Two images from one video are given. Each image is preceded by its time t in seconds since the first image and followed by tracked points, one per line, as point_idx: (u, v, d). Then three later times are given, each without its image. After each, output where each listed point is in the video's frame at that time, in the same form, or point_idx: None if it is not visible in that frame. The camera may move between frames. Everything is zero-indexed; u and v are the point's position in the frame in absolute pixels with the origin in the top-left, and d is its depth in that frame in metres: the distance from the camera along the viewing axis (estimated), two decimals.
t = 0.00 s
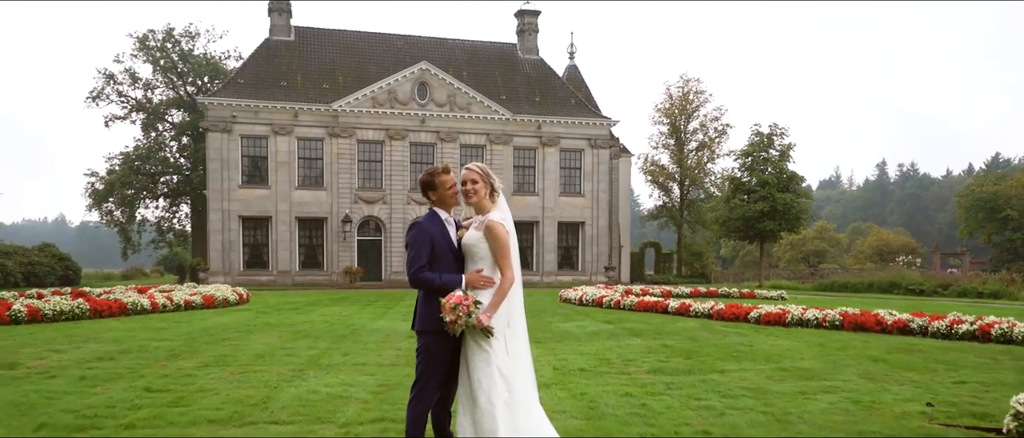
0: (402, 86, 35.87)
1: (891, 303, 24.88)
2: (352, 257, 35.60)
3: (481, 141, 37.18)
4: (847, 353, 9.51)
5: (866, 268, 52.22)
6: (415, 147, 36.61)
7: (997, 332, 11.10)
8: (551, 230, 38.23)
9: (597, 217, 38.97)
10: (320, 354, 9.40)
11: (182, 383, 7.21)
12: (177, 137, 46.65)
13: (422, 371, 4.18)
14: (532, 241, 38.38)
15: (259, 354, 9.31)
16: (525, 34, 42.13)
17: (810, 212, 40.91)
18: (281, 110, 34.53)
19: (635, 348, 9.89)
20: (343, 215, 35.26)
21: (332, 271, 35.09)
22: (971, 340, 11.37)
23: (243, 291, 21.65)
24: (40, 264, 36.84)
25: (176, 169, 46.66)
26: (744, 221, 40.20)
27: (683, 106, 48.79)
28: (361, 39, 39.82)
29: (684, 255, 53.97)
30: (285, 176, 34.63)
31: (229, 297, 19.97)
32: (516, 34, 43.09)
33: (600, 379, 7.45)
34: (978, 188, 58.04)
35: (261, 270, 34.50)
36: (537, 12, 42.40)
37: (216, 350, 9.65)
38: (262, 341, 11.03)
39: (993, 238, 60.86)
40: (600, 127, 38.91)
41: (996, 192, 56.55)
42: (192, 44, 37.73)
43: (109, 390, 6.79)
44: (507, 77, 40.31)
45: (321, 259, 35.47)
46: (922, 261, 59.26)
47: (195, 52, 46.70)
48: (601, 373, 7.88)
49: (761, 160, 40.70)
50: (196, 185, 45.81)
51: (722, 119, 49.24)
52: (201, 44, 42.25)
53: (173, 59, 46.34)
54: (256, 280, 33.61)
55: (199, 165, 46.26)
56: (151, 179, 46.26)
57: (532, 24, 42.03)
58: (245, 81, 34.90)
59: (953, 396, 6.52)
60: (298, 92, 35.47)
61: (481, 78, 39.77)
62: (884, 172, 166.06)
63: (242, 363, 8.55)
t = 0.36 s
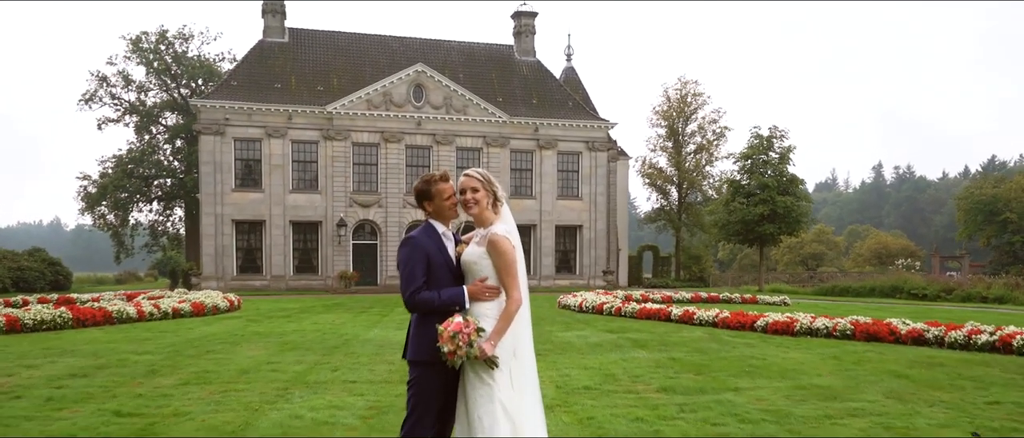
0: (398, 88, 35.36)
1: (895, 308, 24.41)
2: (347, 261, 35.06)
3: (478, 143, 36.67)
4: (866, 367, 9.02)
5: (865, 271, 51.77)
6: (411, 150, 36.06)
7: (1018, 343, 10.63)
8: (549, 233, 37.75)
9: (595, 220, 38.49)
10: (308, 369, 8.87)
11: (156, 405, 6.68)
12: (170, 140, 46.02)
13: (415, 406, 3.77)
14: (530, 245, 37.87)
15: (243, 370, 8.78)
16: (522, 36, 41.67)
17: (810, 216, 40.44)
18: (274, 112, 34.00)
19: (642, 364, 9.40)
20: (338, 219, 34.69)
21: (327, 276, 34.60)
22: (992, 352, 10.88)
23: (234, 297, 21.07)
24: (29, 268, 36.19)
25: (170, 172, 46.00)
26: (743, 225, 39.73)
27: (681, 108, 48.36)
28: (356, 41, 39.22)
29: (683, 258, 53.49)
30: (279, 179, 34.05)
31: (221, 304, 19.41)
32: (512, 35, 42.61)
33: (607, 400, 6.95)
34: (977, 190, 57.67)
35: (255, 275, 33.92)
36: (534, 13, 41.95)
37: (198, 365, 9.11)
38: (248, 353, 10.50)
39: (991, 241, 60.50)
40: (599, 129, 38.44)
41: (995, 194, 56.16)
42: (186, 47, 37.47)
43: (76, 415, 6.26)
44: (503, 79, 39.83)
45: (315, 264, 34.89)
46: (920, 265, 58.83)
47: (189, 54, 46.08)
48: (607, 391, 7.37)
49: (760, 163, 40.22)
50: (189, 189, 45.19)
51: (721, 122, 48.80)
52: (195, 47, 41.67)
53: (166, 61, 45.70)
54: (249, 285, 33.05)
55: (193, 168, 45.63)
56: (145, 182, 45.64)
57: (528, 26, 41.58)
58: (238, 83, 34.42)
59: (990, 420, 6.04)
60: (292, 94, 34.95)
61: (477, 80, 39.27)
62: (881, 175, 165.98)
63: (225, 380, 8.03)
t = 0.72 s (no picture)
0: (395, 89, 34.82)
1: (903, 314, 23.84)
2: (344, 264, 34.47)
3: (477, 145, 36.15)
4: (888, 382, 8.51)
5: (867, 275, 51.21)
6: (409, 152, 35.51)
7: None
8: (548, 236, 37.21)
9: (595, 223, 37.98)
10: (297, 383, 8.34)
11: (128, 426, 6.16)
12: (166, 141, 45.41)
13: None
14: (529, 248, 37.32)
15: (227, 383, 8.24)
16: (521, 36, 41.16)
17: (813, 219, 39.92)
18: (270, 113, 33.43)
19: (651, 377, 8.90)
20: (335, 222, 34.12)
21: (323, 279, 34.04)
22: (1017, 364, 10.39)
23: (226, 302, 20.51)
24: (20, 271, 35.62)
25: (165, 173, 45.41)
26: (746, 228, 39.21)
27: (682, 110, 47.87)
28: (353, 41, 38.64)
29: (683, 261, 52.92)
30: (275, 181, 33.49)
31: (213, 309, 18.86)
32: (512, 36, 42.10)
33: (618, 420, 6.45)
34: (980, 193, 57.18)
35: (250, 278, 33.33)
36: (534, 14, 41.46)
37: (180, 379, 8.58)
38: (235, 363, 9.96)
39: (993, 245, 60.00)
40: (599, 131, 37.94)
41: (998, 197, 55.65)
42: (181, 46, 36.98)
43: None
44: (503, 80, 39.32)
45: (311, 267, 34.32)
46: (923, 268, 58.30)
47: (185, 54, 45.52)
48: (616, 409, 6.87)
49: (762, 166, 39.72)
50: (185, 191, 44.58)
51: (721, 124, 48.31)
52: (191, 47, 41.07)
53: (162, 61, 45.22)
54: (244, 288, 32.47)
55: (188, 169, 45.00)
56: (140, 184, 45.05)
57: (528, 26, 41.08)
58: (234, 83, 33.87)
59: None
60: (289, 95, 34.41)
61: (476, 81, 38.74)
62: (879, 178, 165.53)
63: (207, 396, 7.51)
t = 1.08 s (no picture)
0: (396, 89, 34.36)
1: (913, 317, 23.31)
2: (344, 266, 33.97)
3: (478, 146, 35.69)
4: (916, 394, 7.97)
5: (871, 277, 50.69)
6: (410, 153, 35.07)
7: None
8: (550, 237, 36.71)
9: (598, 225, 37.50)
10: (288, 396, 7.83)
11: None
12: (165, 143, 44.92)
13: None
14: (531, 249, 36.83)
15: (214, 397, 7.74)
16: (523, 36, 40.68)
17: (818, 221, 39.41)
18: (269, 114, 33.00)
19: (665, 388, 8.41)
20: (335, 223, 33.64)
21: (323, 282, 33.48)
22: None
23: (222, 306, 20.04)
24: (16, 274, 35.23)
25: (165, 175, 44.92)
26: (750, 230, 38.70)
27: (684, 110, 47.41)
28: (353, 41, 38.17)
29: (686, 263, 52.39)
30: (274, 182, 33.04)
31: (209, 313, 18.37)
32: (513, 36, 41.65)
33: None
34: (985, 194, 56.64)
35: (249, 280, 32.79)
36: (535, 14, 41.00)
37: (165, 391, 8.08)
38: (226, 373, 9.47)
39: (999, 247, 59.45)
40: (602, 132, 37.47)
41: (1003, 198, 55.08)
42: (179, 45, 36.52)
43: None
44: (504, 80, 38.86)
45: (310, 269, 33.79)
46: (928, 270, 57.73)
47: (185, 55, 45.07)
48: (631, 427, 6.39)
49: (767, 167, 39.21)
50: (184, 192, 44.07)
51: (724, 124, 47.85)
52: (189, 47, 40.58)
53: (161, 62, 44.75)
54: (243, 291, 31.95)
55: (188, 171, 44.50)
56: (139, 185, 44.57)
57: (530, 26, 40.64)
58: (232, 84, 33.41)
59: None
60: (287, 95, 33.95)
61: (478, 81, 38.27)
62: (881, 179, 164.93)
63: (192, 412, 7.02)
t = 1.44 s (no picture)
0: (395, 91, 33.93)
1: (922, 323, 22.84)
2: (343, 270, 33.51)
3: (478, 149, 35.25)
4: (943, 410, 7.55)
5: (874, 281, 50.19)
6: (409, 155, 34.63)
7: None
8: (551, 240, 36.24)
9: (599, 228, 37.05)
10: (279, 413, 7.39)
11: None
12: (163, 145, 44.41)
13: None
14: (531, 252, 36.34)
15: (201, 414, 7.29)
16: (524, 38, 40.24)
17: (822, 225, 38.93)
18: (267, 115, 32.56)
19: (678, 402, 8.00)
20: (333, 227, 33.19)
21: (321, 285, 32.97)
22: None
23: (217, 311, 19.61)
24: (9, 278, 34.75)
25: (163, 177, 44.44)
26: (753, 233, 38.26)
27: (686, 112, 46.97)
28: (352, 42, 37.66)
29: (688, 266, 51.93)
30: (271, 185, 32.62)
31: (204, 319, 17.94)
32: (513, 37, 41.24)
33: None
34: (988, 197, 56.14)
35: (246, 284, 32.27)
36: (536, 15, 40.57)
37: (150, 407, 7.65)
38: (216, 386, 9.02)
39: (1002, 250, 58.94)
40: (604, 134, 37.05)
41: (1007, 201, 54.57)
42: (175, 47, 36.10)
43: None
44: (505, 82, 38.43)
45: (308, 272, 33.30)
46: (931, 273, 57.20)
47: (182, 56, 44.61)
48: None
49: (770, 169, 38.79)
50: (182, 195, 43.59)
51: (726, 126, 47.43)
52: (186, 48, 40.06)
53: (158, 63, 44.30)
54: (240, 295, 31.45)
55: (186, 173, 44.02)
56: (137, 187, 44.09)
57: (531, 27, 40.18)
58: (229, 85, 32.96)
59: None
60: (286, 97, 33.52)
61: (478, 82, 37.82)
62: (881, 182, 164.43)
63: (177, 432, 6.58)
